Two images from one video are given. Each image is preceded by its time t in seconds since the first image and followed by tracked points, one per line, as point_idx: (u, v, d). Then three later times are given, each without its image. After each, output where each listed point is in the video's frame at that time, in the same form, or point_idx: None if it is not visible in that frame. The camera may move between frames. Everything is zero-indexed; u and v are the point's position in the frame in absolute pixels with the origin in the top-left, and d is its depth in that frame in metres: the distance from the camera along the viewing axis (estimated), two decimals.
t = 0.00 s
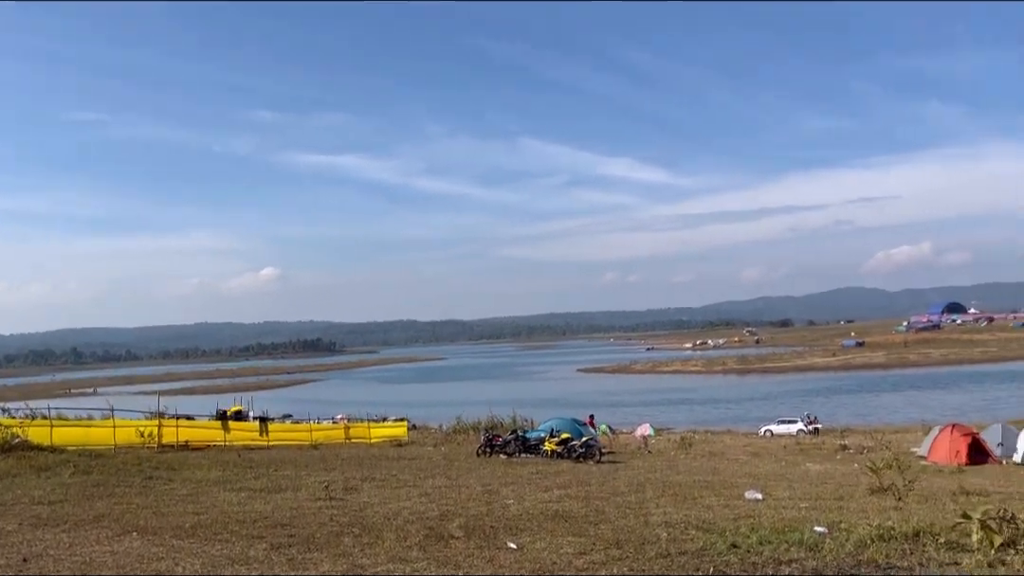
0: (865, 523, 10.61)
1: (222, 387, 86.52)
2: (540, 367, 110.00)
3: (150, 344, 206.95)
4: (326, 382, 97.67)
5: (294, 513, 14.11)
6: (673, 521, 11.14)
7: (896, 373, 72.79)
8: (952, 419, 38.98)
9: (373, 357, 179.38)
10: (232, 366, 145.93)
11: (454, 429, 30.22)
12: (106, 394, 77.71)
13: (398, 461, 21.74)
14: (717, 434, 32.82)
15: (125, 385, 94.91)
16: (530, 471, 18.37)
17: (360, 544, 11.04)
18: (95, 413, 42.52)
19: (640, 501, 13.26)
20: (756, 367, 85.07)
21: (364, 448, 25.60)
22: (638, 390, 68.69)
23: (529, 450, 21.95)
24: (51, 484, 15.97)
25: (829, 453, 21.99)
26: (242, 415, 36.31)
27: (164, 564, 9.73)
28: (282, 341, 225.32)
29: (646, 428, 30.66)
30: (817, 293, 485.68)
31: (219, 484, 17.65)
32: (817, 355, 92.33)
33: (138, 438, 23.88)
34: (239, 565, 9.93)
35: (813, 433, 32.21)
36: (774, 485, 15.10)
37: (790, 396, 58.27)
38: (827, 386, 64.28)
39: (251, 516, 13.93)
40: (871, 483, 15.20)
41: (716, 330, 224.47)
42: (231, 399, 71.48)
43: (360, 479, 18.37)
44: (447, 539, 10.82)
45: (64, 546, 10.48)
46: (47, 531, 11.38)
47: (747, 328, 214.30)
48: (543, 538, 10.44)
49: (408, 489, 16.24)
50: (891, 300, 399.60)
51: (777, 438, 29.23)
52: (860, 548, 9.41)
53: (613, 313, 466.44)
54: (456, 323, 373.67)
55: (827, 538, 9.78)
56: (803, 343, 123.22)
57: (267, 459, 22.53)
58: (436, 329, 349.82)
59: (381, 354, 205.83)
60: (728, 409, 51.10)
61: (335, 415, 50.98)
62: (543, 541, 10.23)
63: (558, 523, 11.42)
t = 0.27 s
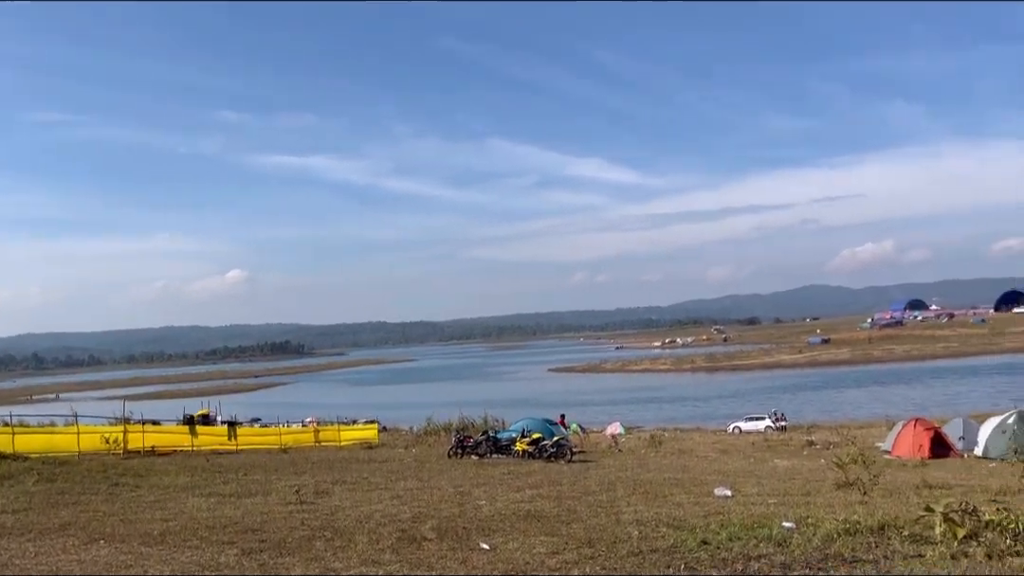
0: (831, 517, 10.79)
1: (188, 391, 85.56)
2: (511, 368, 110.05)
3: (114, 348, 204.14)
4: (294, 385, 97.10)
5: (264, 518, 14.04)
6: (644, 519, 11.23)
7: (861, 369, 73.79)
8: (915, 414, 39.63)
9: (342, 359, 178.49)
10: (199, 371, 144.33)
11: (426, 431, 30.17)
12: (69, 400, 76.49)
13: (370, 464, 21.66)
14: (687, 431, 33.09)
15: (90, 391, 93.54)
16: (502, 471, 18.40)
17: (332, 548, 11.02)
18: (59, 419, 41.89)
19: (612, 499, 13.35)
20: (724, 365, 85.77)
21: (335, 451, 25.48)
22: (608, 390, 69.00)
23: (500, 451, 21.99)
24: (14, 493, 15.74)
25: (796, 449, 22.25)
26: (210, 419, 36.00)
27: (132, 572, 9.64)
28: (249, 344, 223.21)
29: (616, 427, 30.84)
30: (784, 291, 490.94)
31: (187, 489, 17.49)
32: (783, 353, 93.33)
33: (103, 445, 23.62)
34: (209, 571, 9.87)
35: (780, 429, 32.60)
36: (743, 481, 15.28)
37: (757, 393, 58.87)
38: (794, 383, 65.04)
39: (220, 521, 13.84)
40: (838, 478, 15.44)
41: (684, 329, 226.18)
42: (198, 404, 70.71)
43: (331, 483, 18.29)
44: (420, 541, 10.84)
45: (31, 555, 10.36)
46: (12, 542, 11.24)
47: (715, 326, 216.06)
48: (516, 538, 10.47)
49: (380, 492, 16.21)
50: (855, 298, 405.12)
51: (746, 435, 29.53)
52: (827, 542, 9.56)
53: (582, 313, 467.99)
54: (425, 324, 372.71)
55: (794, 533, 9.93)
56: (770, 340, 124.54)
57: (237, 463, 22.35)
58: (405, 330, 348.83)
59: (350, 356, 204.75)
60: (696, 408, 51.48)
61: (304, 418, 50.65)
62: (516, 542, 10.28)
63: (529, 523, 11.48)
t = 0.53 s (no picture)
0: (798, 511, 10.98)
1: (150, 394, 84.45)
2: (478, 367, 110.04)
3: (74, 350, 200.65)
4: (259, 386, 96.18)
5: (234, 520, 13.96)
6: (615, 515, 11.34)
7: (824, 366, 74.83)
8: (877, 409, 40.27)
9: (308, 360, 177.17)
10: (162, 373, 142.35)
11: (394, 431, 30.09)
12: (28, 404, 75.13)
13: (338, 465, 21.58)
14: (654, 429, 33.36)
15: (49, 394, 91.90)
16: (472, 471, 18.45)
17: (304, 549, 10.98)
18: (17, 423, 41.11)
19: (582, 496, 13.46)
20: (689, 362, 86.47)
21: (302, 452, 25.33)
22: (575, 388, 69.24)
23: (469, 450, 22.03)
24: None
25: (762, 445, 22.55)
26: (174, 422, 35.56)
27: None
28: (212, 345, 220.69)
29: (584, 426, 30.98)
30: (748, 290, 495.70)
31: (153, 492, 17.31)
32: (748, 350, 94.35)
33: (64, 449, 23.29)
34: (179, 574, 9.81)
35: (746, 426, 32.98)
36: (711, 477, 15.48)
37: (723, 390, 59.44)
38: (759, 380, 65.77)
39: (189, 524, 13.74)
40: (803, 472, 15.69)
41: (650, 327, 227.47)
42: (161, 406, 69.81)
43: (300, 484, 18.21)
44: (392, 541, 10.84)
45: None
46: None
47: (680, 324, 217.79)
48: (489, 537, 10.52)
49: (350, 492, 16.18)
50: (817, 296, 410.30)
51: (712, 432, 29.84)
52: (796, 535, 9.73)
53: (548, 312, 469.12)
54: (391, 324, 371.23)
55: (763, 527, 10.10)
56: (735, 338, 125.80)
57: (202, 466, 22.15)
58: (371, 330, 346.92)
59: (316, 357, 203.30)
60: (662, 405, 51.86)
61: (270, 420, 50.24)
62: (489, 540, 10.32)
63: (502, 521, 11.54)
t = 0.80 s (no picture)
0: (767, 505, 11.13)
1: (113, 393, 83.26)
2: (445, 365, 109.92)
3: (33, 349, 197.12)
4: (224, 385, 95.22)
5: (202, 520, 13.84)
6: (587, 511, 11.43)
7: (788, 362, 75.78)
8: (841, 404, 40.85)
9: (273, 358, 175.67)
10: (124, 372, 140.39)
11: (362, 430, 29.96)
12: None
13: (307, 464, 21.47)
14: (622, 425, 33.56)
15: (8, 395, 90.23)
16: (442, 468, 18.45)
17: (275, 549, 10.92)
18: None
19: (554, 493, 13.54)
20: (656, 359, 87.04)
21: (269, 452, 25.15)
22: (542, 385, 69.40)
23: (439, 448, 22.02)
24: None
25: (729, 440, 22.79)
26: (138, 422, 35.11)
27: None
28: (176, 344, 217.94)
29: (552, 423, 31.07)
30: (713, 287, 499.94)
31: (117, 493, 17.10)
32: (713, 347, 95.22)
33: (24, 450, 22.93)
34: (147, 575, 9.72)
35: (713, 421, 33.30)
36: (681, 472, 15.64)
37: (689, 387, 59.92)
38: (725, 376, 66.39)
39: (156, 525, 13.60)
40: (771, 467, 15.91)
41: (616, 324, 228.56)
42: (124, 406, 68.88)
43: (268, 483, 18.10)
44: (364, 539, 10.82)
45: None
46: None
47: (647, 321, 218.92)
48: (462, 534, 10.54)
49: (320, 491, 16.10)
50: (781, 293, 414.97)
51: (680, 428, 30.10)
52: (766, 529, 9.88)
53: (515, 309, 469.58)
54: (358, 322, 369.41)
55: (734, 521, 10.23)
56: (701, 334, 126.87)
57: (168, 466, 21.92)
58: (338, 329, 344.92)
59: (282, 355, 201.66)
60: (630, 402, 52.18)
61: (236, 419, 49.76)
62: (462, 537, 10.35)
63: (474, 518, 11.56)
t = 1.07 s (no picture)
0: (738, 498, 11.27)
1: (77, 391, 82.14)
2: (415, 362, 109.64)
3: None
4: (191, 382, 94.25)
5: (171, 518, 13.70)
6: (560, 506, 11.48)
7: (756, 357, 76.52)
8: (808, 399, 41.34)
9: (241, 355, 174.13)
10: (88, 369, 138.49)
11: (332, 427, 29.82)
12: None
13: (276, 461, 21.34)
14: (593, 420, 33.72)
15: None
16: (414, 464, 18.43)
17: (247, 546, 10.85)
18: None
19: (527, 487, 13.57)
20: (625, 355, 87.51)
21: (238, 449, 24.95)
22: (512, 381, 69.49)
23: (410, 444, 21.98)
24: None
25: (699, 435, 22.98)
26: (103, 419, 34.64)
27: None
28: (141, 340, 215.36)
29: (523, 419, 31.13)
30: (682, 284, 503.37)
31: (84, 492, 16.89)
32: (682, 342, 95.91)
33: None
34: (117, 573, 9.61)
35: (682, 416, 33.54)
36: (652, 466, 15.75)
37: (658, 382, 60.34)
38: (693, 372, 66.92)
39: (124, 523, 13.44)
40: (741, 461, 16.08)
41: (586, 320, 229.41)
42: (88, 404, 67.97)
43: (238, 480, 17.97)
44: (337, 535, 10.79)
45: None
46: None
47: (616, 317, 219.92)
48: (435, 529, 10.54)
49: (290, 488, 16.01)
50: (748, 289, 418.91)
51: (650, 423, 30.29)
52: (737, 522, 9.99)
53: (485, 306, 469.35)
54: (327, 318, 367.11)
55: (706, 514, 10.33)
56: (670, 330, 127.77)
57: (135, 464, 21.69)
58: (306, 325, 342.85)
59: (250, 352, 200.06)
60: (599, 398, 52.43)
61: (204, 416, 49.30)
62: (435, 532, 10.35)
63: (448, 514, 11.56)
